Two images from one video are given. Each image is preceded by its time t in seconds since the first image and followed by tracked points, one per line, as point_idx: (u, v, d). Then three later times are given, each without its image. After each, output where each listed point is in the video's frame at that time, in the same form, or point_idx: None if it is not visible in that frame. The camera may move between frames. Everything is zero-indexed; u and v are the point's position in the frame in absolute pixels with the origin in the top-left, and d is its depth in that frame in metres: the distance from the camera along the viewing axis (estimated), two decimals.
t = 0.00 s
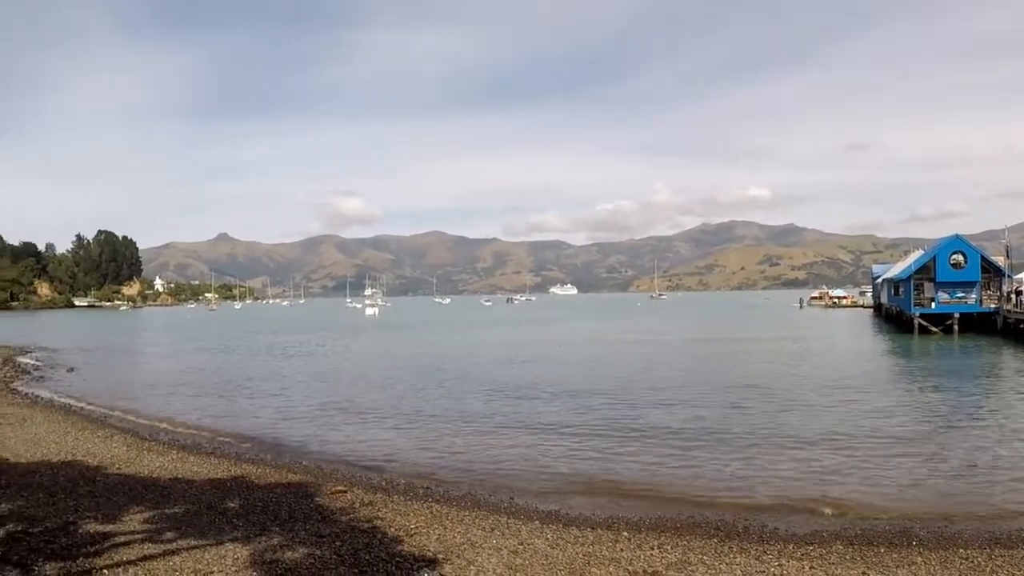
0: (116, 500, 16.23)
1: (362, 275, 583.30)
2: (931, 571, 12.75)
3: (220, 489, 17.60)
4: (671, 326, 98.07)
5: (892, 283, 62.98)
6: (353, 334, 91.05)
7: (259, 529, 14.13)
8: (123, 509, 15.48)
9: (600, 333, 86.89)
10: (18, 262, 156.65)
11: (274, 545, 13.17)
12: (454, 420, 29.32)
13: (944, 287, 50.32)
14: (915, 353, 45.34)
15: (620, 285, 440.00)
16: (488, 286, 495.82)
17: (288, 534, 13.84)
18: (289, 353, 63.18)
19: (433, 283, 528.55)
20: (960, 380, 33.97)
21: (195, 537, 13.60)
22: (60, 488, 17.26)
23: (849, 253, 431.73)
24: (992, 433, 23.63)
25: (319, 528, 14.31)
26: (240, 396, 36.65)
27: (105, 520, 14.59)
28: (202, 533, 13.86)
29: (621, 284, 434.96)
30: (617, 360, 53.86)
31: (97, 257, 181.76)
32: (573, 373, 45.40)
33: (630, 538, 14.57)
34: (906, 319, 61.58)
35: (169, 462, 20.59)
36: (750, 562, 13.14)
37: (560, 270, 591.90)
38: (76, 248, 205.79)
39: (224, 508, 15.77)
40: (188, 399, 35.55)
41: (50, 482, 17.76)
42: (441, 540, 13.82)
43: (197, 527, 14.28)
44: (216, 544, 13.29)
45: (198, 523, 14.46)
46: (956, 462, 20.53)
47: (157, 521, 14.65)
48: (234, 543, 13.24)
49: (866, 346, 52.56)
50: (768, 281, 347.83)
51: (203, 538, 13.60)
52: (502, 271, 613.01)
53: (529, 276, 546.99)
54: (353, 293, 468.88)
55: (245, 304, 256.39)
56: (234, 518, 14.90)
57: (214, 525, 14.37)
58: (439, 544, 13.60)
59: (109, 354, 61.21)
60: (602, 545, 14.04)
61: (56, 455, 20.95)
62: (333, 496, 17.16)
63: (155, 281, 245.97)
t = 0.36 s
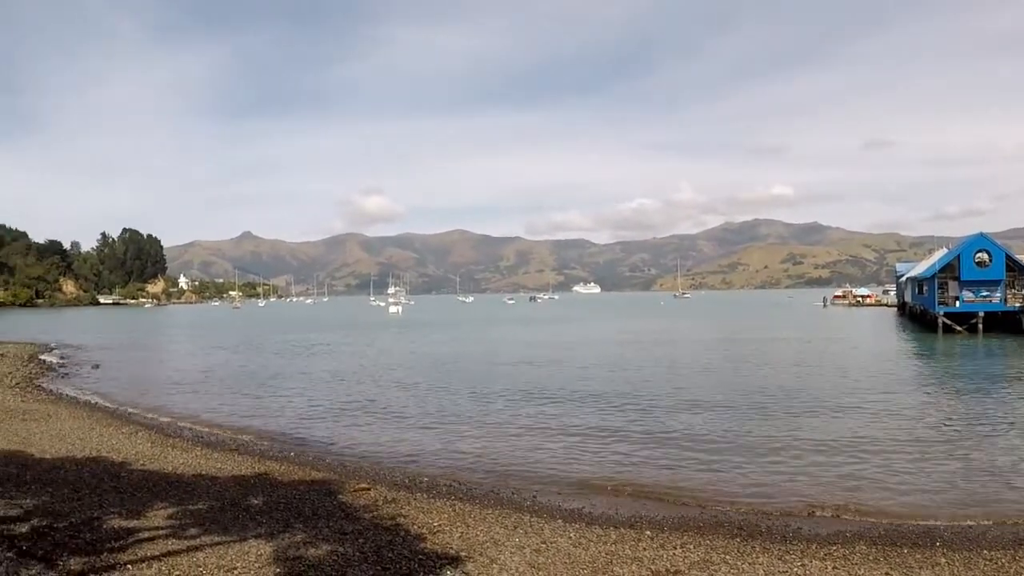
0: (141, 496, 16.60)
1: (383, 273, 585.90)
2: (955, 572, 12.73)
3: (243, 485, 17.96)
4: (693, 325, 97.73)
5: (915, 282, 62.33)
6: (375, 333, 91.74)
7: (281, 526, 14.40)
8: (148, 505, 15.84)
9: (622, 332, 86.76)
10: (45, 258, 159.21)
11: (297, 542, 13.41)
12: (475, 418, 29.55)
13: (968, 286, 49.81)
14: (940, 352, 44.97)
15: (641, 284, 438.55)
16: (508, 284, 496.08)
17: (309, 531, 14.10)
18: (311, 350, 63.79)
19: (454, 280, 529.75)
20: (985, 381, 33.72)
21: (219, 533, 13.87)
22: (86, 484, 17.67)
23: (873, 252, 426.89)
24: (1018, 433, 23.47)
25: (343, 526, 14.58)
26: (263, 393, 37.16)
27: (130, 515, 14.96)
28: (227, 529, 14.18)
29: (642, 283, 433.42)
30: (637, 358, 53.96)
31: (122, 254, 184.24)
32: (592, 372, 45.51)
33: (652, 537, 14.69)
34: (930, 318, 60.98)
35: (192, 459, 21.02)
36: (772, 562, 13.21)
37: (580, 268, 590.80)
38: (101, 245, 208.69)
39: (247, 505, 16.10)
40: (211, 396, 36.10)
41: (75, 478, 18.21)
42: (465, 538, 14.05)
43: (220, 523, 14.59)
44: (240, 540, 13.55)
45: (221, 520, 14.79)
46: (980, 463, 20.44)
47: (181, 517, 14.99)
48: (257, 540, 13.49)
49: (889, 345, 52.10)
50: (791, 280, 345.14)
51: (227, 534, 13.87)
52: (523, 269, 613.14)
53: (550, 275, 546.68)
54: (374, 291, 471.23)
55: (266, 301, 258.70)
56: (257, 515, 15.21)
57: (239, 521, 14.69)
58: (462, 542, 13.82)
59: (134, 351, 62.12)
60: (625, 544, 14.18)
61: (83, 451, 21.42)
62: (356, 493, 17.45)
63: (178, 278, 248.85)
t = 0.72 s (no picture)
0: (165, 494, 16.80)
1: (405, 273, 587.99)
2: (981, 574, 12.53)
3: (267, 483, 18.12)
4: (714, 325, 97.12)
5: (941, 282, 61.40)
6: (396, 332, 92.08)
7: (304, 524, 14.50)
8: (172, 502, 16.03)
9: (643, 331, 86.46)
10: (70, 258, 161.88)
11: (320, 540, 13.48)
12: (497, 418, 29.52)
13: (994, 286, 49.08)
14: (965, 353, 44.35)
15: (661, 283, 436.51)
16: (530, 284, 495.58)
17: (332, 529, 14.18)
18: (333, 350, 64.20)
19: (474, 280, 530.25)
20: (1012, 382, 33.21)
21: (243, 531, 13.98)
22: (111, 481, 17.92)
23: (897, 251, 421.79)
24: None
25: (365, 524, 14.66)
26: (285, 392, 37.46)
27: (154, 512, 15.13)
28: (250, 527, 14.28)
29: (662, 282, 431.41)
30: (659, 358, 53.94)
31: (147, 254, 186.54)
32: (615, 372, 45.43)
33: (675, 537, 14.62)
34: (955, 318, 60.19)
35: (217, 457, 21.24)
36: (796, 563, 13.09)
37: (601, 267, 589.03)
38: (127, 245, 211.72)
39: (270, 502, 16.23)
40: (234, 395, 36.43)
41: (101, 475, 18.47)
42: (487, 537, 14.07)
43: (244, 521, 14.72)
44: (263, 538, 13.65)
45: (245, 517, 14.92)
46: (1008, 465, 20.12)
47: (205, 515, 15.14)
48: (280, 537, 13.58)
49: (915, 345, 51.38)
50: (814, 279, 342.00)
51: (250, 532, 13.97)
52: (544, 269, 612.33)
53: (570, 274, 545.97)
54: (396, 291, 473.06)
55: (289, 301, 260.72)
56: (280, 513, 15.33)
57: (261, 519, 14.81)
58: (484, 540, 13.83)
59: (159, 350, 62.91)
60: (647, 543, 14.13)
61: (109, 449, 21.72)
62: (379, 492, 17.54)
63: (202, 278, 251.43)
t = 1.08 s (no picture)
0: (190, 491, 17.05)
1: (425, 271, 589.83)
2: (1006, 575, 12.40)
3: (291, 481, 18.34)
4: (736, 324, 96.41)
5: (965, 280, 60.52)
6: (416, 330, 92.26)
7: (328, 521, 14.65)
8: (196, 499, 16.28)
9: (663, 330, 85.88)
10: (94, 258, 164.13)
11: (343, 537, 13.63)
12: (518, 416, 29.63)
13: (1018, 285, 48.40)
14: (991, 353, 43.73)
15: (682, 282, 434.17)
16: (550, 282, 494.83)
17: (356, 527, 14.33)
18: (355, 348, 64.65)
19: (494, 279, 530.57)
20: None
21: (266, 528, 14.14)
22: (137, 478, 18.22)
23: (921, 249, 416.48)
24: None
25: (389, 521, 14.82)
26: (308, 390, 37.81)
27: (179, 509, 15.36)
28: (274, 524, 14.47)
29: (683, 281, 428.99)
30: (679, 356, 53.78)
31: (170, 253, 188.42)
32: (635, 370, 45.39)
33: (698, 536, 14.62)
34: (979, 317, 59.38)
35: (241, 455, 21.49)
36: (819, 563, 13.04)
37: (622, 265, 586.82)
38: (150, 244, 214.21)
39: (294, 500, 16.42)
40: (258, 393, 36.82)
41: (127, 472, 18.78)
42: (510, 535, 14.15)
43: (268, 518, 14.91)
44: (287, 536, 13.81)
45: (269, 515, 15.11)
46: None
47: (230, 512, 15.36)
48: (304, 535, 13.73)
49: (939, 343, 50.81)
50: (837, 278, 338.54)
51: (274, 528, 14.13)
52: (564, 267, 611.36)
53: (590, 273, 544.42)
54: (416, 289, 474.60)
55: (311, 299, 262.51)
56: (304, 510, 15.50)
57: (286, 516, 15.00)
58: (508, 538, 13.92)
59: (183, 348, 63.67)
60: (671, 542, 14.15)
61: (134, 446, 22.07)
62: (403, 489, 17.72)
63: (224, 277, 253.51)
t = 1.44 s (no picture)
0: (215, 488, 17.20)
1: (445, 269, 591.36)
2: None
3: (315, 478, 18.47)
4: (759, 322, 95.55)
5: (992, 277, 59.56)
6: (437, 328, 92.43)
7: (352, 519, 14.70)
8: (221, 496, 16.41)
9: (684, 328, 85.37)
10: (119, 258, 166.16)
11: (366, 535, 13.67)
12: (539, 414, 29.62)
13: None
14: (1018, 352, 43.02)
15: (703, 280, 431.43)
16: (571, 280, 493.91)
17: (380, 524, 14.37)
18: (377, 346, 65.02)
19: (514, 277, 530.58)
20: None
21: (291, 525, 14.22)
22: (161, 475, 18.42)
23: (946, 246, 410.73)
24: None
25: (412, 519, 14.85)
26: (330, 388, 38.06)
27: (204, 506, 15.51)
28: (298, 521, 14.55)
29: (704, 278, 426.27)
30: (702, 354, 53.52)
31: (194, 251, 190.38)
32: (656, 368, 45.30)
33: (721, 534, 14.51)
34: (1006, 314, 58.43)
35: (266, 452, 21.68)
36: (843, 562, 12.89)
37: (643, 263, 584.40)
38: (173, 244, 216.16)
39: (318, 497, 16.52)
40: (280, 391, 37.12)
41: (152, 469, 19.00)
42: (533, 532, 14.14)
43: (292, 515, 15.00)
44: (312, 533, 13.87)
45: (293, 512, 15.21)
46: None
47: (254, 509, 15.48)
48: (328, 532, 13.79)
49: (966, 341, 50.13)
50: (861, 275, 334.64)
51: (299, 526, 14.21)
52: (584, 265, 610.05)
53: (610, 271, 542.65)
54: (436, 287, 475.95)
55: (332, 297, 264.08)
56: (328, 508, 15.59)
57: (309, 513, 15.08)
58: (530, 536, 13.89)
59: (207, 346, 64.35)
60: (694, 541, 14.07)
61: (159, 443, 22.32)
62: (426, 487, 17.78)
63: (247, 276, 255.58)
